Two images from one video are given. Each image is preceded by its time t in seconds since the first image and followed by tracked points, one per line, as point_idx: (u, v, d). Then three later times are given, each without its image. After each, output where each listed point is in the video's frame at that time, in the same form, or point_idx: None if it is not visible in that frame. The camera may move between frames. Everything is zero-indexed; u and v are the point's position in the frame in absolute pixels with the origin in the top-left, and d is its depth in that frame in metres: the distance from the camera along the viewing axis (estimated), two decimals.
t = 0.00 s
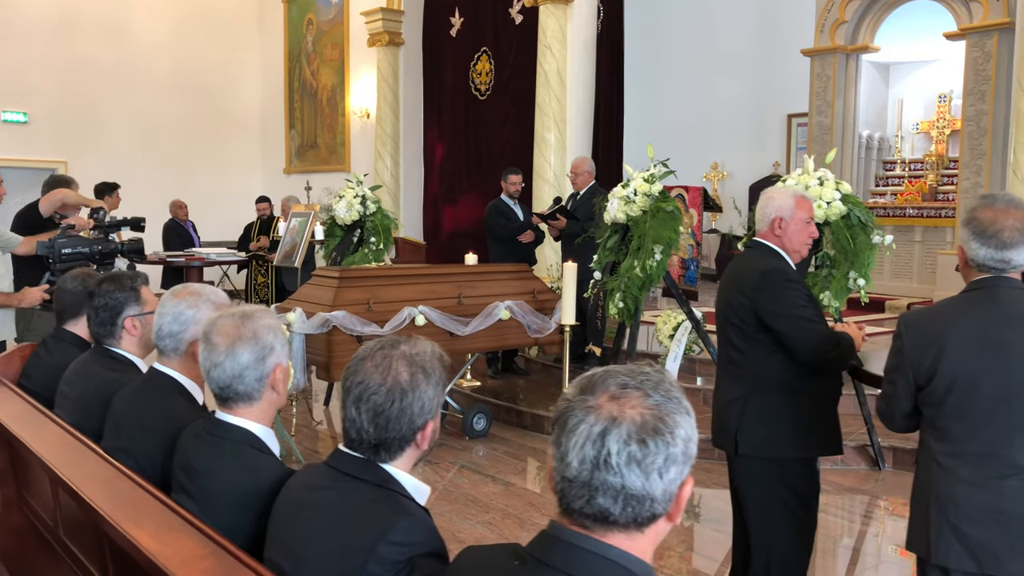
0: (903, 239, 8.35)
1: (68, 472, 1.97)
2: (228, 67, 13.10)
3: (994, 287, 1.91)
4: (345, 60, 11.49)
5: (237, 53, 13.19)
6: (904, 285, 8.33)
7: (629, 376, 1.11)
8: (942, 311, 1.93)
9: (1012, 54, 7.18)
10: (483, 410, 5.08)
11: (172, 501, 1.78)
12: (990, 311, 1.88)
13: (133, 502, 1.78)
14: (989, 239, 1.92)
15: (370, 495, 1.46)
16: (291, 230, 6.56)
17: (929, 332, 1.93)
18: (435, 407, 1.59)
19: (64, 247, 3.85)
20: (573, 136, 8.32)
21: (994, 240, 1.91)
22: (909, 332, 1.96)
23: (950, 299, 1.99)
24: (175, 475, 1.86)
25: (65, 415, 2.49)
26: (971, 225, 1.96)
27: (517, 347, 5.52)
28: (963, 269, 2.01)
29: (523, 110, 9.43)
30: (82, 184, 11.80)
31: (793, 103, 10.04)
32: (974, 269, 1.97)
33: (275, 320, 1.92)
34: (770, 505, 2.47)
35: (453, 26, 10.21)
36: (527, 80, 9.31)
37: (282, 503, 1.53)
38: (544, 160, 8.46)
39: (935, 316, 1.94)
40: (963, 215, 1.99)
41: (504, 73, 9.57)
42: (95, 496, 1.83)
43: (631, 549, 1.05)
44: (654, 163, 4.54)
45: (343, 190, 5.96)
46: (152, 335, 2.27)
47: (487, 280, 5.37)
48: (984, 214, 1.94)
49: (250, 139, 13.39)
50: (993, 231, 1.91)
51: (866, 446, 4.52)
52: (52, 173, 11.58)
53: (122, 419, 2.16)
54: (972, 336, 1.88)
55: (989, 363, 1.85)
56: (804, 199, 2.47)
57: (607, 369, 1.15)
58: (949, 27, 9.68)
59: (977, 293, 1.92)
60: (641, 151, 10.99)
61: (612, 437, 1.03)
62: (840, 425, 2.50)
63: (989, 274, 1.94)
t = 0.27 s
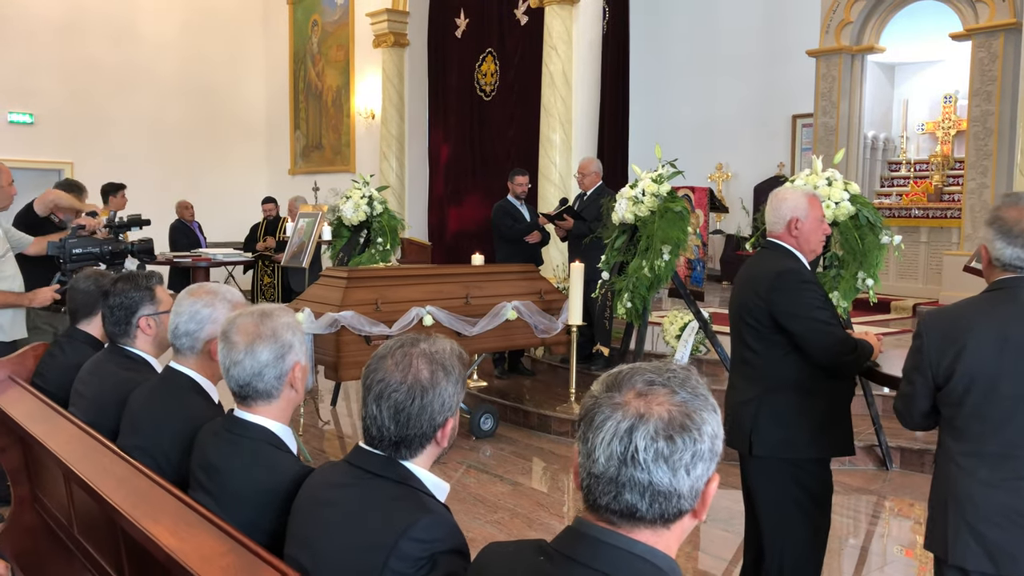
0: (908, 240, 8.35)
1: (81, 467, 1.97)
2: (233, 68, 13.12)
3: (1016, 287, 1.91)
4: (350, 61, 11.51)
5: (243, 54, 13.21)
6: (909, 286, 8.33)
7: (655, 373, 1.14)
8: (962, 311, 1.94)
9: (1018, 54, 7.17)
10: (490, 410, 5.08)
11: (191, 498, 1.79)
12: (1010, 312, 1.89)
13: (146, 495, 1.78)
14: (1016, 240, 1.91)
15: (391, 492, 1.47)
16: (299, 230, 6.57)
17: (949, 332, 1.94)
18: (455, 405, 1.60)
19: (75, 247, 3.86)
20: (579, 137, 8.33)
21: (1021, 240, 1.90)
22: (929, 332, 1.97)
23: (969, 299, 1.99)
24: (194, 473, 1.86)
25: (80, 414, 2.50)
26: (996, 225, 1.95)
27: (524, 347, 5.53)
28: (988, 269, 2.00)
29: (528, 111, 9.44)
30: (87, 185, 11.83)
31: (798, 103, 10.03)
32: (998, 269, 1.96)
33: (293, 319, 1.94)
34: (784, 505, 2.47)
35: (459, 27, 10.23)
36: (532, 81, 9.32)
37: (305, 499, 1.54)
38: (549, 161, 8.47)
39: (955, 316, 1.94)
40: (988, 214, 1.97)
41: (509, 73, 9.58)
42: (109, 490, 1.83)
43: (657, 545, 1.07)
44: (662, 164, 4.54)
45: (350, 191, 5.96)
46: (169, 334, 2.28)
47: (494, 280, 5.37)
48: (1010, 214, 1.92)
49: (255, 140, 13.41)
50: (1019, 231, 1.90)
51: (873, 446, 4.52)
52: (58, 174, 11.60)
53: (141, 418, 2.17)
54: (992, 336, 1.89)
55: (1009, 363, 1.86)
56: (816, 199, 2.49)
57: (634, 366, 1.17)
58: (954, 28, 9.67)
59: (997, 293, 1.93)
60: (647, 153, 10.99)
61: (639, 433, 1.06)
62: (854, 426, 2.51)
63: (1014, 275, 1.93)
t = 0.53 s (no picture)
0: (908, 240, 8.36)
1: (81, 465, 1.97)
2: (233, 67, 13.12)
3: None
4: (350, 61, 11.51)
5: (242, 53, 13.21)
6: (909, 286, 8.32)
7: (657, 369, 1.14)
8: (970, 309, 1.94)
9: (1017, 54, 7.17)
10: (490, 410, 5.08)
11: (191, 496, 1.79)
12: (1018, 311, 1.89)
13: (147, 493, 1.78)
14: None
15: (393, 489, 1.47)
16: (299, 230, 6.57)
17: (957, 330, 1.94)
18: (456, 401, 1.61)
19: (75, 246, 3.86)
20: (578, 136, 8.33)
21: None
22: (937, 329, 1.97)
23: (977, 296, 1.99)
24: (196, 471, 1.86)
25: (81, 413, 2.50)
26: (1007, 222, 1.94)
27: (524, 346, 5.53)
28: (999, 268, 2.00)
29: (528, 111, 9.44)
30: (87, 184, 11.82)
31: (797, 103, 10.04)
32: (1009, 267, 1.96)
33: (294, 317, 1.95)
34: (787, 504, 2.48)
35: (458, 26, 10.23)
36: (532, 81, 9.32)
37: (310, 495, 1.54)
38: (549, 160, 8.47)
39: (963, 313, 1.94)
40: (999, 211, 1.97)
41: (509, 73, 9.58)
42: (110, 488, 1.82)
43: (659, 540, 1.07)
44: (662, 163, 4.54)
45: (350, 190, 5.96)
46: (170, 332, 2.29)
47: (494, 280, 5.38)
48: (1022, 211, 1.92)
49: (254, 139, 13.41)
50: None
51: (873, 445, 4.52)
52: (57, 174, 11.60)
53: (142, 417, 2.17)
54: (1000, 334, 1.89)
55: (1017, 361, 1.86)
56: (813, 196, 2.52)
57: (638, 362, 1.17)
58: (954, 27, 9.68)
59: (1006, 292, 1.93)
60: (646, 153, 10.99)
61: (641, 429, 1.06)
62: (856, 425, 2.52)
63: None
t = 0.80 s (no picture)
0: (891, 241, 8.43)
1: (66, 471, 1.97)
2: (218, 68, 13.06)
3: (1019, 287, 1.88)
4: (336, 62, 11.49)
5: (228, 54, 13.16)
6: (891, 286, 8.39)
7: (640, 376, 1.17)
8: (963, 309, 1.91)
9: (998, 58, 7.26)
10: (476, 411, 5.09)
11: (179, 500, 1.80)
12: (1012, 311, 1.86)
13: (133, 499, 1.78)
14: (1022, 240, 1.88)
15: (381, 494, 1.48)
16: (285, 232, 6.57)
17: (949, 329, 1.90)
18: (443, 405, 1.62)
19: (59, 249, 3.85)
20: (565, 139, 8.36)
21: None
22: (929, 327, 1.93)
23: (969, 297, 1.96)
24: (183, 476, 1.87)
25: (67, 417, 2.50)
26: (1001, 225, 1.91)
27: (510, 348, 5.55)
28: (989, 271, 1.96)
29: (514, 113, 9.46)
30: (71, 185, 11.75)
31: (781, 105, 10.11)
32: (1000, 269, 1.93)
33: (282, 322, 1.96)
34: (771, 504, 2.51)
35: (445, 28, 10.24)
36: (518, 82, 9.33)
37: (298, 501, 1.54)
38: (535, 162, 8.49)
39: (955, 313, 1.91)
40: (992, 214, 1.94)
41: (495, 74, 9.60)
42: (95, 494, 1.82)
43: (642, 544, 1.09)
44: (647, 166, 4.59)
45: (336, 192, 5.95)
46: (157, 337, 2.29)
47: (481, 281, 5.39)
48: (1016, 214, 1.89)
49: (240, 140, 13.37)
50: None
51: (856, 445, 4.57)
52: (40, 175, 11.52)
53: (129, 421, 2.18)
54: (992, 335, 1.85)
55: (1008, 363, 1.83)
56: (791, 198, 2.56)
57: (620, 369, 1.19)
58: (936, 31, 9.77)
59: (1000, 292, 1.90)
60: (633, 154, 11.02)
61: (624, 435, 1.08)
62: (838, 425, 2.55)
63: (1016, 276, 1.90)
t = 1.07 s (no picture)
0: (867, 242, 8.52)
1: (43, 477, 1.94)
2: (195, 68, 12.95)
3: (997, 291, 1.91)
4: (315, 62, 11.44)
5: (205, 53, 13.05)
6: (869, 286, 8.47)
7: (621, 382, 1.17)
8: (941, 313, 1.93)
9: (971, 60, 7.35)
10: (457, 413, 5.08)
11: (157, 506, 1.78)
12: (990, 315, 1.88)
13: (111, 505, 1.76)
14: (999, 244, 1.91)
15: (362, 500, 1.48)
16: (264, 234, 6.53)
17: (929, 332, 1.92)
18: (423, 410, 1.62)
19: (33, 252, 3.80)
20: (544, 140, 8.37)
21: (1005, 244, 1.91)
22: (909, 331, 1.95)
23: (949, 301, 1.98)
24: (162, 482, 1.85)
25: (42, 423, 2.47)
26: (978, 229, 1.95)
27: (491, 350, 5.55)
28: (967, 274, 1.99)
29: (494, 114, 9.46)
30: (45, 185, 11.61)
31: (759, 107, 10.18)
32: (978, 273, 1.96)
33: (262, 327, 1.95)
34: (751, 505, 2.52)
35: (424, 28, 10.21)
36: (498, 83, 9.32)
37: (279, 507, 1.53)
38: (516, 163, 8.49)
39: (935, 318, 1.93)
40: (968, 218, 1.98)
41: (475, 75, 9.59)
42: (72, 500, 1.80)
43: (623, 549, 1.10)
44: (627, 168, 4.61)
45: (315, 193, 5.93)
46: (134, 341, 2.27)
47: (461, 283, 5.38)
48: (993, 218, 1.93)
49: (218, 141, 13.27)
50: (1003, 235, 1.91)
51: (834, 445, 4.61)
52: (14, 175, 11.37)
53: (107, 426, 2.15)
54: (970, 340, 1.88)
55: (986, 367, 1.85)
56: (771, 200, 2.58)
57: (601, 374, 1.20)
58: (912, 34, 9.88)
59: (979, 296, 1.92)
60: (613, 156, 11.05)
61: (605, 440, 1.09)
62: (817, 426, 2.58)
63: (995, 279, 1.93)
